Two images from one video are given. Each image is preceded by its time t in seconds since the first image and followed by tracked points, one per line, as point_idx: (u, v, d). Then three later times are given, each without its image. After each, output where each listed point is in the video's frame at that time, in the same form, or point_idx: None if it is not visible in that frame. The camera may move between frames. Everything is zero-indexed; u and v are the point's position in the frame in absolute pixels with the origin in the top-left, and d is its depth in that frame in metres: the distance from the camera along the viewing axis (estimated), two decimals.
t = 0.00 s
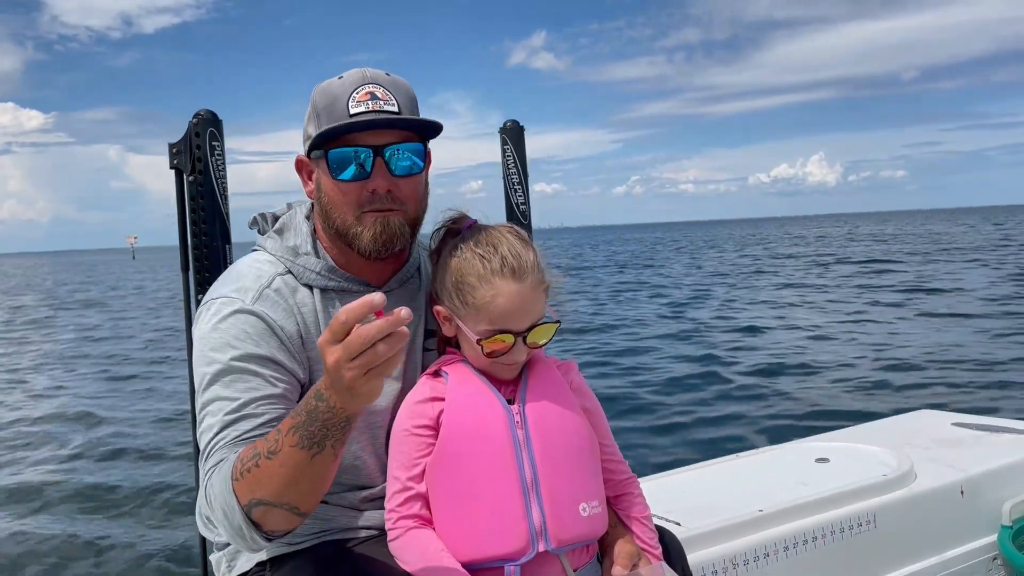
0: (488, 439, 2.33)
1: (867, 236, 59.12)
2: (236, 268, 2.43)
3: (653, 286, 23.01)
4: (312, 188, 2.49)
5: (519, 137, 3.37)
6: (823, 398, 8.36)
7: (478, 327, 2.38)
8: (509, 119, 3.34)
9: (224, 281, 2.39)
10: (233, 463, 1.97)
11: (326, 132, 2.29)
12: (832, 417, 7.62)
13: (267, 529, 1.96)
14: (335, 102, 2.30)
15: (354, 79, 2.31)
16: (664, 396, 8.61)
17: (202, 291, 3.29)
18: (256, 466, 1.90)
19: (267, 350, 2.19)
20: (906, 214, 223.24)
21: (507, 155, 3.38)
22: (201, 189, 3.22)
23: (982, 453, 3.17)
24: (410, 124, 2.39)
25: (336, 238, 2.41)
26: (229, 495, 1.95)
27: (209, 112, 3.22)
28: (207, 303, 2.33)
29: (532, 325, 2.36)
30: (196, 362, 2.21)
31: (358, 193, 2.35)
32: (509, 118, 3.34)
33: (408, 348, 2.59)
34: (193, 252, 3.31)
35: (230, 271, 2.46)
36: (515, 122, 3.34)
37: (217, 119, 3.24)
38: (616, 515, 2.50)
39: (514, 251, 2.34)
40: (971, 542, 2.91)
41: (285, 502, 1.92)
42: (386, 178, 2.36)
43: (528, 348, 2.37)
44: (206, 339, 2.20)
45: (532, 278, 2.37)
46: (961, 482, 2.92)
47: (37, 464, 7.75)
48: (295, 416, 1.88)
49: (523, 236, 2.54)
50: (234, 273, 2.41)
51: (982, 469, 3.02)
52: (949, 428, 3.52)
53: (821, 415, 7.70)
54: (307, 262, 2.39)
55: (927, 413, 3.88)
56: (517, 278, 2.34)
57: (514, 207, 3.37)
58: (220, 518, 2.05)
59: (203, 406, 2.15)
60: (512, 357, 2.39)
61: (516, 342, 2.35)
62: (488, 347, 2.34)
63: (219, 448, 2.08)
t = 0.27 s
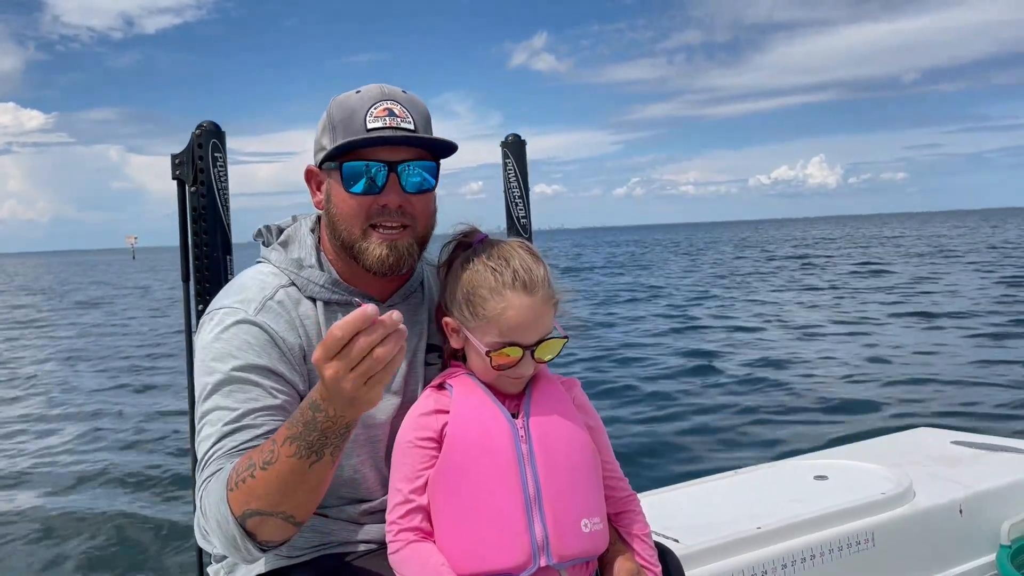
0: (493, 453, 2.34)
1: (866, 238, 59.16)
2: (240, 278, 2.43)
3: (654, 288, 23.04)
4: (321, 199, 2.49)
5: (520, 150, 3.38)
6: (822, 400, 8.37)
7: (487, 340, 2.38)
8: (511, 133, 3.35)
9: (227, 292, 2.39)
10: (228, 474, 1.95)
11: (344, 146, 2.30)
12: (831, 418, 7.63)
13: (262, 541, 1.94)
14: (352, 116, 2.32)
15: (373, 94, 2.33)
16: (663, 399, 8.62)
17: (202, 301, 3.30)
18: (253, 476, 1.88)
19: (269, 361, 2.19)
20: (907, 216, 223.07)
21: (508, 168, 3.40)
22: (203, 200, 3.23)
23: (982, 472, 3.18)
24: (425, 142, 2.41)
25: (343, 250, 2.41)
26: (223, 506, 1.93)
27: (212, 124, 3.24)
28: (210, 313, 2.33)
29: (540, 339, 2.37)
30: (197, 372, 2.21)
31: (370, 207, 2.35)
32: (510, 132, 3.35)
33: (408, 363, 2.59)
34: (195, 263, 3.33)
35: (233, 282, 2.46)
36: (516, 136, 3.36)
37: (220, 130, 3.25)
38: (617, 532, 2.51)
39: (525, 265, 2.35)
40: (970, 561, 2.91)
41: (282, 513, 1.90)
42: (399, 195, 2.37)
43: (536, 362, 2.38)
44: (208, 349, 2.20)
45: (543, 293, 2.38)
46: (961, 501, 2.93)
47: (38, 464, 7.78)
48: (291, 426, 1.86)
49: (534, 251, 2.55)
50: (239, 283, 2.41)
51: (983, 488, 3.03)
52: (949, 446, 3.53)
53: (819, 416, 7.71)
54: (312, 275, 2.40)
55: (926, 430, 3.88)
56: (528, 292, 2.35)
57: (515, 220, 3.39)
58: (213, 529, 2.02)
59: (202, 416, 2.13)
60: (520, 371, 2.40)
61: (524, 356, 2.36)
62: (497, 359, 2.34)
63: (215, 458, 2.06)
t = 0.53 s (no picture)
0: (495, 453, 2.35)
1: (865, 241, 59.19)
2: (247, 277, 2.43)
3: (655, 289, 23.04)
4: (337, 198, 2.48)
5: (519, 151, 3.39)
6: (822, 403, 8.37)
7: (496, 338, 2.38)
8: (511, 133, 3.36)
9: (234, 291, 2.39)
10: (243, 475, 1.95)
11: (375, 145, 2.31)
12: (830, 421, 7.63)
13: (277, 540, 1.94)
14: (381, 116, 2.33)
15: (402, 95, 2.36)
16: (662, 400, 8.62)
17: (202, 303, 3.31)
18: (272, 474, 1.87)
19: (278, 362, 2.19)
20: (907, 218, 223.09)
21: (507, 168, 3.40)
22: (202, 201, 3.24)
23: (983, 472, 3.19)
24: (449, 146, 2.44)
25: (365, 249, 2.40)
26: (240, 506, 1.93)
27: (211, 125, 3.24)
28: (216, 312, 2.32)
29: (547, 339, 2.37)
30: (205, 372, 2.19)
31: (395, 207, 2.35)
32: (510, 133, 3.36)
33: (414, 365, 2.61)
34: (194, 264, 3.34)
35: (239, 280, 2.46)
36: (516, 136, 3.37)
37: (219, 132, 3.26)
38: (619, 533, 2.51)
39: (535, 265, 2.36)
40: (971, 561, 2.92)
41: (300, 511, 1.89)
42: (425, 196, 2.38)
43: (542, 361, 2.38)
44: (217, 349, 2.19)
45: (551, 293, 2.38)
46: (962, 501, 2.93)
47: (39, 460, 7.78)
48: (314, 420, 1.86)
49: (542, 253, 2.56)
50: (246, 282, 2.41)
51: (984, 488, 3.03)
52: (950, 446, 3.54)
53: (819, 418, 7.72)
54: (320, 275, 2.41)
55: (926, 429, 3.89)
56: (538, 292, 2.36)
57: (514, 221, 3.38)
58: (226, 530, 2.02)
59: (211, 417, 2.13)
60: (526, 370, 2.40)
61: (530, 355, 2.36)
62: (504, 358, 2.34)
63: (227, 460, 2.06)
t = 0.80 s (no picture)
0: (497, 438, 2.35)
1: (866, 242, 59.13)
2: (252, 262, 2.43)
3: (656, 289, 23.04)
4: (345, 183, 2.47)
5: (518, 138, 3.39)
6: (823, 401, 8.36)
7: (500, 320, 2.37)
8: (508, 120, 3.36)
9: (238, 276, 2.38)
10: (256, 453, 1.94)
11: (387, 130, 2.31)
12: (831, 418, 7.62)
13: (290, 519, 1.93)
14: (393, 102, 2.33)
15: (412, 83, 2.36)
16: (663, 399, 8.60)
17: (201, 295, 3.30)
18: (289, 450, 1.87)
19: (287, 344, 2.19)
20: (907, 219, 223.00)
21: (505, 155, 3.40)
22: (199, 193, 3.23)
23: (985, 453, 3.18)
24: (457, 135, 2.45)
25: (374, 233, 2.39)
26: (253, 483, 1.91)
27: (207, 117, 3.23)
28: (222, 296, 2.31)
29: (550, 322, 2.36)
30: (212, 354, 2.17)
31: (404, 191, 2.34)
32: (508, 120, 3.36)
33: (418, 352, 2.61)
34: (193, 257, 3.33)
35: (244, 266, 2.45)
36: (513, 124, 3.36)
37: (215, 123, 3.24)
38: (621, 518, 2.51)
39: (541, 248, 2.37)
40: (975, 542, 2.91)
41: (316, 489, 1.89)
42: (434, 181, 2.37)
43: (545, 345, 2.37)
44: (224, 330, 2.18)
45: (556, 277, 2.39)
46: (965, 482, 2.93)
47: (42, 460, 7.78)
48: (333, 395, 1.88)
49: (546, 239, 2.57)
50: (252, 267, 2.40)
51: (987, 469, 3.02)
52: (953, 427, 3.53)
53: (820, 416, 7.70)
54: (325, 260, 2.41)
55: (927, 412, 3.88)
56: (542, 275, 2.36)
57: (513, 209, 3.38)
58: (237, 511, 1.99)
59: (218, 398, 2.10)
60: (527, 354, 2.40)
61: (534, 339, 2.35)
62: (508, 341, 2.33)
63: (236, 440, 2.03)
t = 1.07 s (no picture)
0: (495, 425, 2.34)
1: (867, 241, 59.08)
2: (249, 250, 2.42)
3: (657, 288, 23.03)
4: (338, 171, 2.46)
5: (515, 124, 3.37)
6: (824, 398, 8.35)
7: (500, 303, 2.35)
8: (506, 106, 3.35)
9: (235, 263, 2.37)
10: (259, 435, 1.92)
11: (373, 115, 2.30)
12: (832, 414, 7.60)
13: (293, 500, 1.91)
14: (379, 87, 2.33)
15: (398, 67, 2.35)
16: (663, 397, 8.59)
17: (200, 287, 3.29)
18: (292, 432, 1.85)
19: (284, 328, 2.18)
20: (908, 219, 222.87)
21: (503, 142, 3.38)
22: (197, 184, 3.21)
23: (986, 433, 3.17)
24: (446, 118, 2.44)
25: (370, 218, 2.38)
26: (256, 465, 1.90)
27: (202, 108, 3.21)
28: (218, 283, 2.30)
29: (551, 306, 2.35)
30: (210, 340, 2.16)
31: (397, 175, 2.33)
32: (506, 106, 3.34)
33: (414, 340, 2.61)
34: (191, 249, 3.32)
35: (241, 253, 2.44)
36: (511, 109, 3.35)
37: (211, 114, 3.23)
38: (620, 504, 2.50)
39: (544, 233, 2.36)
40: (977, 522, 2.91)
41: (318, 470, 1.88)
42: (425, 165, 2.36)
43: (545, 330, 2.36)
44: (222, 315, 2.17)
45: (557, 261, 2.38)
46: (966, 461, 2.92)
47: (44, 458, 7.78)
48: (336, 375, 1.86)
49: (546, 226, 2.56)
50: (248, 254, 2.39)
51: (988, 449, 3.01)
52: (953, 408, 3.52)
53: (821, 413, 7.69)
54: (321, 246, 2.40)
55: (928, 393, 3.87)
56: (544, 259, 2.35)
57: (512, 196, 3.38)
58: (240, 494, 1.97)
59: (217, 383, 2.09)
60: (527, 337, 2.39)
61: (534, 323, 2.34)
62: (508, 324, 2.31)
63: (236, 423, 2.02)
